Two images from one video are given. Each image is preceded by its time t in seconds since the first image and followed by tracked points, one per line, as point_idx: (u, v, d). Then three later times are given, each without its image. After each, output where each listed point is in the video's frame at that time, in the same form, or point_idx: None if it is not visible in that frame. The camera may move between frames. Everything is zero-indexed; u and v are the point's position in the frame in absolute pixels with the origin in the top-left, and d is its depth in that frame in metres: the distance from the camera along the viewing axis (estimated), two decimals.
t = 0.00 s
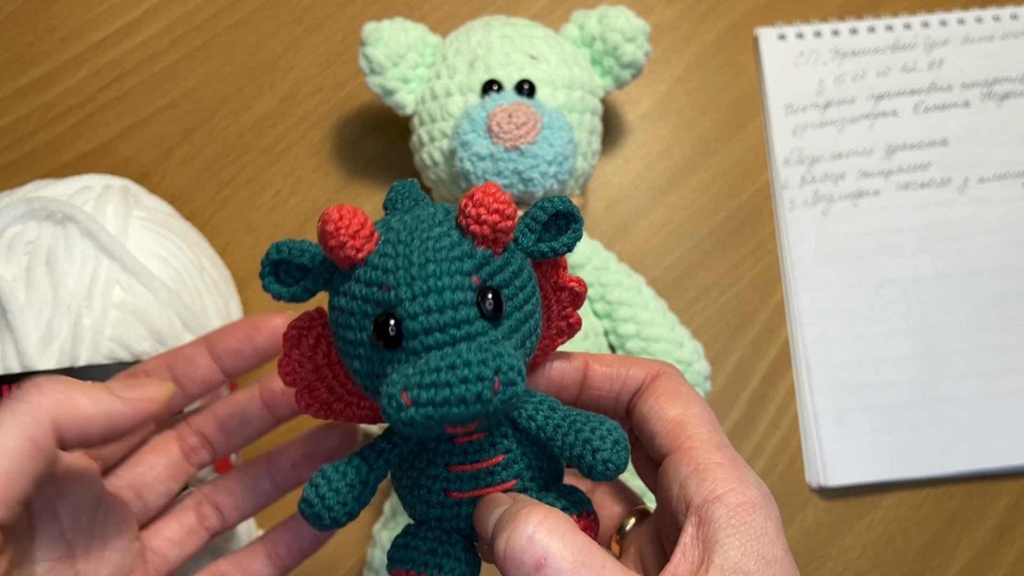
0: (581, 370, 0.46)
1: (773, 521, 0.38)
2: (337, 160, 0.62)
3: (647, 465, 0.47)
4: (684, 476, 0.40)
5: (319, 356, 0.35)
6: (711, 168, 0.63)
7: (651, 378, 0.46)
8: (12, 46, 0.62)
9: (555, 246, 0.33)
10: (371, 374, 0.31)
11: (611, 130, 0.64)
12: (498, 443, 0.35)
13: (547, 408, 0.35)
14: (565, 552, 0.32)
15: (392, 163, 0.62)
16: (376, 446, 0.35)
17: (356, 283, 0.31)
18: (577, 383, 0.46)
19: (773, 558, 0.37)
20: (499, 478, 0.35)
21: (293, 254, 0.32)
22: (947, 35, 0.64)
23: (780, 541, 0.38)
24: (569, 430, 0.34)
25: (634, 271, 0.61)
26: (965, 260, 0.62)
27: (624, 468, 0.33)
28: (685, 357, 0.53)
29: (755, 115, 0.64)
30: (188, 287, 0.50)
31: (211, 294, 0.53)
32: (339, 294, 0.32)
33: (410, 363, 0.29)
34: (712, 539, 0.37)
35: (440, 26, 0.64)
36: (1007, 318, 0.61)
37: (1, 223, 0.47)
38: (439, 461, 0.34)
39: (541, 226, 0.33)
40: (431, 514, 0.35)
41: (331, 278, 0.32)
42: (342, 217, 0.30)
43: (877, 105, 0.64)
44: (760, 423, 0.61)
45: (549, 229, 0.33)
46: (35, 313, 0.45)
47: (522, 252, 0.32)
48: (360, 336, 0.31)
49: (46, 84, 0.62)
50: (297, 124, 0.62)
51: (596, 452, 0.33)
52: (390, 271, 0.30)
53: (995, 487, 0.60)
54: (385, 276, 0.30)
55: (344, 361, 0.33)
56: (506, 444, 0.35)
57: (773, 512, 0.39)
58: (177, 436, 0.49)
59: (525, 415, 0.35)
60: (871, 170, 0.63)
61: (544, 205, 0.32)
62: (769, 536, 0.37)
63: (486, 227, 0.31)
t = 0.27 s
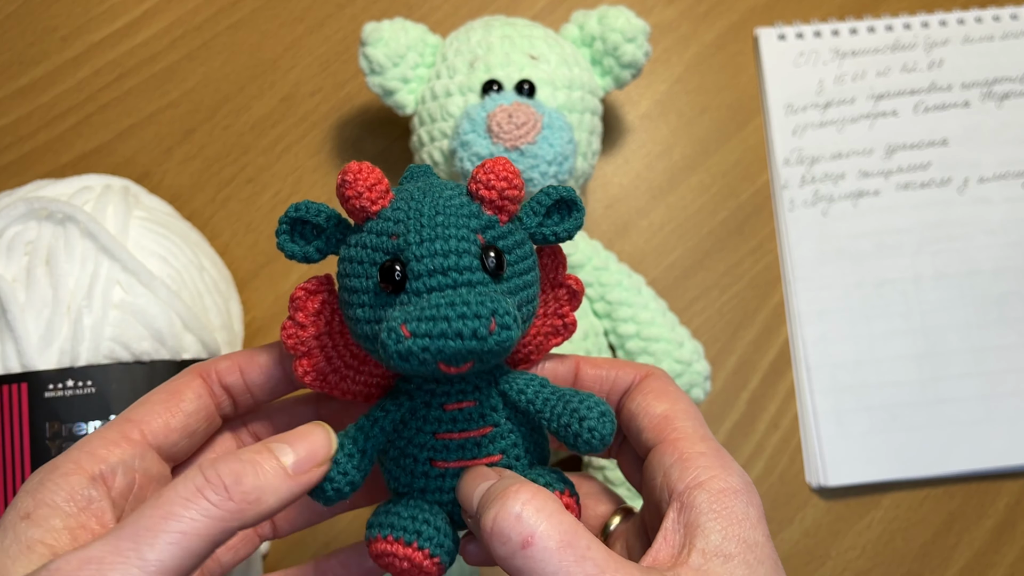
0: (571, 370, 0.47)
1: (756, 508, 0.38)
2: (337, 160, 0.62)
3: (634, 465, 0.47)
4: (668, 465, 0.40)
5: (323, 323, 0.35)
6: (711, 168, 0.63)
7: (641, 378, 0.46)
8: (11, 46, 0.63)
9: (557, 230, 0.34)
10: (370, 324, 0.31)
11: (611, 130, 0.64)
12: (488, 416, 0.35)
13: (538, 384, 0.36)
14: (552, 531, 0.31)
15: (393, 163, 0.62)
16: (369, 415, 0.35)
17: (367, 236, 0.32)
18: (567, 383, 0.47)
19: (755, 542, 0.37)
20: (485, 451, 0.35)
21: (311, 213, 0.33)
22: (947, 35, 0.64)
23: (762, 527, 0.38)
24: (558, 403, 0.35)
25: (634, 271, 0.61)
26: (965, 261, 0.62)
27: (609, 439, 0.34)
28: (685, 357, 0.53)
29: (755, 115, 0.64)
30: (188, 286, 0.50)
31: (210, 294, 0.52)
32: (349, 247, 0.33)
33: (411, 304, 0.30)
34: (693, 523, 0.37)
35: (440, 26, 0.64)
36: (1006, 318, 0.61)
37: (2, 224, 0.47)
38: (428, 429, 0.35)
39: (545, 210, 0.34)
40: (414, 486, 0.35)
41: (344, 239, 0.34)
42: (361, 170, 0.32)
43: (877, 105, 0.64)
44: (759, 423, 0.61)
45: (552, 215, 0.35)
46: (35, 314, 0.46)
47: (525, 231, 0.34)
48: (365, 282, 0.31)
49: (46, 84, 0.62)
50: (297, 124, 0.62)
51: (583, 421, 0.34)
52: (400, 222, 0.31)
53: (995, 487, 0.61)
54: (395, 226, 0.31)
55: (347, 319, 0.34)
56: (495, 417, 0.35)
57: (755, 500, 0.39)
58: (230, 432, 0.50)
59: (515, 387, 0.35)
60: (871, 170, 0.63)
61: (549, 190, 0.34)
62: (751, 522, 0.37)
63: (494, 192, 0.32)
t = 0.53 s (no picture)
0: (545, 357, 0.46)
1: (723, 483, 0.38)
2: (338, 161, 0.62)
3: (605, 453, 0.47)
4: (637, 443, 0.40)
5: (310, 293, 0.35)
6: (711, 168, 0.63)
7: (615, 364, 0.45)
8: (12, 46, 0.63)
9: (540, 212, 0.35)
10: (355, 276, 0.31)
11: (611, 130, 0.64)
12: (468, 378, 0.34)
13: (517, 349, 0.35)
14: (533, 493, 0.31)
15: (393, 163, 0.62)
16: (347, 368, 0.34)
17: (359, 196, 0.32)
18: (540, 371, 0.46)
19: (722, 513, 0.36)
20: (463, 413, 0.34)
21: (306, 183, 0.34)
22: (946, 35, 0.64)
23: (729, 501, 0.38)
24: (536, 364, 0.34)
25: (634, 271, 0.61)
26: (964, 261, 0.62)
27: (587, 397, 0.33)
28: (685, 357, 0.53)
29: (754, 115, 0.64)
30: (189, 286, 0.50)
31: (210, 294, 0.52)
32: (339, 211, 0.33)
33: (398, 247, 0.30)
34: (660, 497, 0.36)
35: (440, 27, 0.64)
36: (1006, 318, 0.62)
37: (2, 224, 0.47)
38: (408, 390, 0.34)
39: (528, 194, 0.35)
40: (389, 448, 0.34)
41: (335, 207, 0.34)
42: (357, 133, 0.33)
43: (876, 105, 0.64)
44: (759, 423, 0.61)
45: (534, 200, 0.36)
46: (36, 314, 0.46)
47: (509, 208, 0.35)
48: (353, 235, 0.31)
49: (46, 84, 0.62)
50: (298, 124, 0.63)
51: (560, 376, 0.33)
52: (392, 181, 0.32)
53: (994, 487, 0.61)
54: (387, 184, 0.32)
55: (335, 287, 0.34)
56: (475, 381, 0.34)
57: (721, 476, 0.38)
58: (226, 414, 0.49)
59: (496, 352, 0.35)
60: (871, 170, 0.63)
61: (533, 174, 0.36)
62: (718, 495, 0.37)
63: (481, 160, 0.34)
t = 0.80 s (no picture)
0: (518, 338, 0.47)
1: (707, 459, 0.38)
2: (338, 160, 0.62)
3: (585, 431, 0.49)
4: (619, 424, 0.39)
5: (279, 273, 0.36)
6: (711, 168, 0.63)
7: (586, 345, 0.46)
8: (13, 47, 0.63)
9: (504, 198, 0.35)
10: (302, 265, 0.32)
11: (611, 130, 0.64)
12: (418, 366, 0.35)
13: (470, 339, 0.35)
14: (552, 456, 0.30)
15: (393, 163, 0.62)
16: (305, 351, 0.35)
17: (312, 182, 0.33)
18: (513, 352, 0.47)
19: (711, 488, 0.37)
20: (411, 402, 0.35)
21: (269, 167, 0.35)
22: (946, 35, 0.64)
23: (715, 476, 0.38)
24: (482, 356, 0.34)
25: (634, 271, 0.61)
26: (964, 261, 0.62)
27: (529, 393, 0.32)
28: (685, 356, 0.53)
29: (754, 115, 0.64)
30: (189, 287, 0.51)
31: (210, 294, 0.53)
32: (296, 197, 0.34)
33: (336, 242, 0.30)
34: (653, 473, 0.36)
35: (440, 27, 0.64)
36: (1006, 318, 0.62)
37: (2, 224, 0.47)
38: (359, 376, 0.35)
39: (493, 178, 0.35)
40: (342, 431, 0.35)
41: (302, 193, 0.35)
42: (312, 121, 0.34)
43: (876, 105, 0.64)
44: (759, 423, 0.61)
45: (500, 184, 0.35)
46: (36, 314, 0.46)
47: (470, 196, 0.34)
48: (303, 225, 0.32)
49: (47, 84, 0.62)
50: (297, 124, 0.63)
51: (501, 372, 0.33)
52: (340, 171, 0.32)
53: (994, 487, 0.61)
54: (335, 174, 0.32)
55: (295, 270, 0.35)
56: (426, 369, 0.35)
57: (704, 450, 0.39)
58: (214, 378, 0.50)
59: (447, 341, 0.35)
60: (871, 170, 0.63)
61: (499, 158, 0.34)
62: (704, 469, 0.37)
63: (435, 148, 0.33)
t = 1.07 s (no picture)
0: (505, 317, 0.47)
1: (711, 442, 0.38)
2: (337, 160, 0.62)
3: (577, 412, 0.49)
4: (622, 408, 0.39)
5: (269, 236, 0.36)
6: (711, 168, 0.63)
7: (577, 327, 0.46)
8: (13, 47, 0.63)
9: (488, 160, 0.35)
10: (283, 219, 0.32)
11: (611, 130, 0.64)
12: (398, 322, 0.35)
13: (451, 296, 0.35)
14: (548, 454, 0.30)
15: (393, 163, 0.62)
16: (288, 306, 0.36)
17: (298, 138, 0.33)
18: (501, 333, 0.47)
19: (716, 471, 0.37)
20: (391, 356, 0.34)
21: (260, 130, 0.35)
22: (946, 35, 0.65)
23: (720, 459, 0.38)
24: (461, 310, 0.34)
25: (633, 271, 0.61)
26: (964, 261, 0.62)
27: (504, 344, 0.33)
28: (684, 357, 0.53)
29: (754, 115, 0.64)
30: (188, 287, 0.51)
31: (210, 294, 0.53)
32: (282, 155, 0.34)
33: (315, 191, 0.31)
34: (659, 458, 0.36)
35: (440, 27, 0.64)
36: (1005, 318, 0.62)
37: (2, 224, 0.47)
38: (340, 330, 0.35)
39: (478, 142, 0.35)
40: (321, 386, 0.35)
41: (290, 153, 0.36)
42: (302, 82, 0.35)
43: (876, 105, 0.64)
44: (759, 423, 0.61)
45: (486, 147, 0.36)
46: (36, 313, 0.46)
47: (455, 159, 0.35)
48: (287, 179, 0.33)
49: (47, 84, 0.62)
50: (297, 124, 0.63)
51: (478, 323, 0.33)
52: (324, 129, 0.33)
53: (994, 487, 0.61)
54: (318, 130, 0.33)
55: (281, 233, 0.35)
56: (405, 325, 0.35)
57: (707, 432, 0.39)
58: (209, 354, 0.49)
59: (428, 298, 0.35)
60: (871, 170, 0.63)
61: (483, 122, 0.35)
62: (709, 453, 0.37)
63: (417, 108, 0.34)
